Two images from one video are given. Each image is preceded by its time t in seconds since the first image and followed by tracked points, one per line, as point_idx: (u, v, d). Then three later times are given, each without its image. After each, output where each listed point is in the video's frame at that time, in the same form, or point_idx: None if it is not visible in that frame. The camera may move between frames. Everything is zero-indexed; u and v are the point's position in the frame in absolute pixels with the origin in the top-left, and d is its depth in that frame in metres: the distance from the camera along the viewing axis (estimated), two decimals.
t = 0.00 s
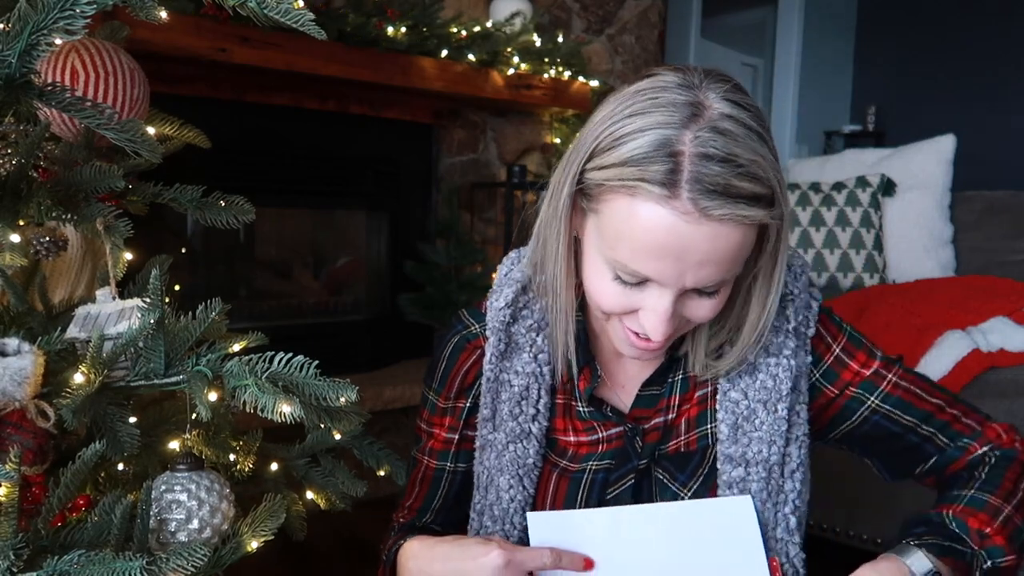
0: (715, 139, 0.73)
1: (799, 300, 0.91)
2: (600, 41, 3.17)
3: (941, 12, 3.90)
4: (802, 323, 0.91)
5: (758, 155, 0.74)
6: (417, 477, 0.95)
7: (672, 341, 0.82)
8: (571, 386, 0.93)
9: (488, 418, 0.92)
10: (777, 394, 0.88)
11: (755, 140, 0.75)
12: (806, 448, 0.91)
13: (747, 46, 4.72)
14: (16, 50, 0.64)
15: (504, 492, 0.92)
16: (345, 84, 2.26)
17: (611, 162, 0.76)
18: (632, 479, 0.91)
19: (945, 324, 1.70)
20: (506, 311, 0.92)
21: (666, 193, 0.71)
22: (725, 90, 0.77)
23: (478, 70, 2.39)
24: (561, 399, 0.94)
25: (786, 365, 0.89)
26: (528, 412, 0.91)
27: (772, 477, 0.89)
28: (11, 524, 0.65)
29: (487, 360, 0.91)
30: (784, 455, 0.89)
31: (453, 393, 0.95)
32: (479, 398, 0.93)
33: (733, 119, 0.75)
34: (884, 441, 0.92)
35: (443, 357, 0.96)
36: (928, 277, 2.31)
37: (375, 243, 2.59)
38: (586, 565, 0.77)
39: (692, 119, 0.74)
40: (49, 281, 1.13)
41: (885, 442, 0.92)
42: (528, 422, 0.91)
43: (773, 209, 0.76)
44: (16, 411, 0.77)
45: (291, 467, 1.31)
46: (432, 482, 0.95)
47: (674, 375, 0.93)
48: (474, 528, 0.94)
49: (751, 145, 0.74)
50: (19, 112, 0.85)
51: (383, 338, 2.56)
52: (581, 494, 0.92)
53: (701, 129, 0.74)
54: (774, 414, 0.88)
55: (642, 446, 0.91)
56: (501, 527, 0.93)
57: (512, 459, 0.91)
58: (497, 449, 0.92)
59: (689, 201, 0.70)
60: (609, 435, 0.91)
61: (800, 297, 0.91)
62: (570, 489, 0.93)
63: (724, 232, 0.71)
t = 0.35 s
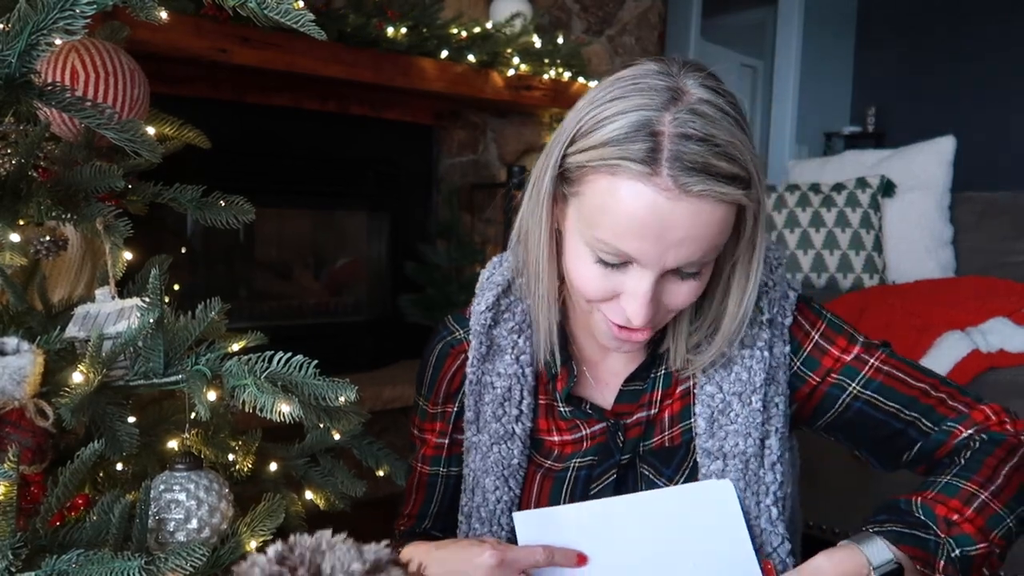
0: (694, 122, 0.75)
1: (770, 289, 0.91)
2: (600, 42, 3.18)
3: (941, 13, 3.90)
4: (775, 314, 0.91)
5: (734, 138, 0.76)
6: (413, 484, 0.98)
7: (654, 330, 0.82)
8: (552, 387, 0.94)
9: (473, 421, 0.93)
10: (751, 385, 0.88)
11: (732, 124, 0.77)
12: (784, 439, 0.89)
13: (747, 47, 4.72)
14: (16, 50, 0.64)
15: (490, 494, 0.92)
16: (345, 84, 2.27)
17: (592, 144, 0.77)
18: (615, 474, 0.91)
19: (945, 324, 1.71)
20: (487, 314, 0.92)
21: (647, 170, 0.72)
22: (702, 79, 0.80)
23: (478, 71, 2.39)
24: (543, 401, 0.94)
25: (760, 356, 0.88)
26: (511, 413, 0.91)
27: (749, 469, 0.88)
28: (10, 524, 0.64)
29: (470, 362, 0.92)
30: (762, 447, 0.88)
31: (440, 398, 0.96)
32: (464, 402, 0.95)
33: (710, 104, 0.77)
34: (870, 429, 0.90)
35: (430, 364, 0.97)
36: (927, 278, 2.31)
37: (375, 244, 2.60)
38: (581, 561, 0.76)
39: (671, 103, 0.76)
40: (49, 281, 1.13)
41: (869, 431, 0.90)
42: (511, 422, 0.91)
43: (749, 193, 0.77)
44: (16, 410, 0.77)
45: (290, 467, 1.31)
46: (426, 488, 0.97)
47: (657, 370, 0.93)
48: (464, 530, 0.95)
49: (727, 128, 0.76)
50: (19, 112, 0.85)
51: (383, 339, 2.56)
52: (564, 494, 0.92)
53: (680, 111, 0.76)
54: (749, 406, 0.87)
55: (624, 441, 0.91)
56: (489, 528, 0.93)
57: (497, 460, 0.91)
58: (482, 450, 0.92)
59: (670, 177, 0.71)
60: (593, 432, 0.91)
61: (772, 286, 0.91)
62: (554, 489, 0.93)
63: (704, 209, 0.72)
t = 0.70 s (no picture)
0: (642, 60, 0.80)
1: (794, 308, 0.89)
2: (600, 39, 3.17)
3: (941, 10, 3.89)
4: (797, 330, 0.89)
5: (685, 70, 0.79)
6: (418, 480, 0.98)
7: (649, 289, 0.80)
8: (561, 387, 0.93)
9: (481, 419, 0.92)
10: (770, 399, 0.86)
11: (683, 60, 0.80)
12: (797, 455, 0.88)
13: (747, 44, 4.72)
14: (13, 46, 0.64)
15: (496, 493, 0.91)
16: (345, 82, 2.27)
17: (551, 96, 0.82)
18: (624, 479, 0.89)
19: (947, 321, 1.71)
20: (497, 313, 0.94)
21: (597, 99, 0.76)
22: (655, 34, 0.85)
23: (478, 68, 2.39)
24: (551, 401, 0.93)
25: (782, 371, 0.86)
26: (519, 412, 0.90)
27: (764, 483, 0.87)
28: (10, 524, 0.64)
29: (478, 361, 0.92)
30: (777, 461, 0.87)
31: (448, 395, 0.96)
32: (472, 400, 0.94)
33: (660, 46, 0.81)
34: (873, 458, 0.89)
35: (438, 362, 0.97)
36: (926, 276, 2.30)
37: (375, 242, 2.59)
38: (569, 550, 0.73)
39: (621, 50, 0.82)
40: (48, 279, 1.13)
41: (874, 461, 0.90)
42: (520, 422, 0.91)
43: (713, 122, 0.79)
44: (15, 410, 0.77)
45: (290, 465, 1.31)
46: (431, 486, 0.97)
47: (667, 373, 0.91)
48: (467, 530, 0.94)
49: (676, 61, 0.80)
50: (20, 110, 0.84)
51: (383, 337, 2.56)
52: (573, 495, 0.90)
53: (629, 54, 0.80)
54: (767, 419, 0.86)
55: (633, 446, 0.89)
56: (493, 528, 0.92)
57: (504, 459, 0.91)
58: (489, 449, 0.92)
59: (617, 101, 0.75)
60: (602, 434, 0.90)
61: (796, 303, 0.90)
62: (561, 490, 0.91)
63: (655, 127, 0.74)
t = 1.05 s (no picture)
0: (613, 65, 0.79)
1: (810, 315, 0.88)
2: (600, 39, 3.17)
3: (941, 9, 3.89)
4: (813, 339, 0.88)
5: (657, 69, 0.78)
6: (429, 475, 0.98)
7: (648, 289, 0.80)
8: (571, 386, 0.93)
9: (490, 415, 0.93)
10: (782, 406, 0.85)
11: (656, 58, 0.79)
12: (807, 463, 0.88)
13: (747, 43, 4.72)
14: (13, 46, 0.64)
15: (504, 488, 0.91)
16: (345, 82, 2.27)
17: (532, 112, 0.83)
18: (630, 479, 0.88)
19: (947, 321, 1.70)
20: (509, 311, 0.95)
21: (571, 113, 0.76)
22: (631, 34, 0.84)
23: (478, 68, 2.39)
24: (562, 399, 0.93)
25: (794, 379, 0.85)
26: (528, 409, 0.90)
27: (771, 487, 0.87)
28: (10, 524, 0.64)
29: (489, 358, 0.93)
30: (784, 466, 0.87)
31: (459, 392, 0.96)
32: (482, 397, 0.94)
33: (634, 46, 0.80)
34: (872, 474, 0.89)
35: (450, 358, 0.98)
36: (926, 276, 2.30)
37: (375, 241, 2.59)
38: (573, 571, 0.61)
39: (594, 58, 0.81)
40: (48, 279, 1.13)
41: (872, 475, 0.89)
42: (529, 419, 0.91)
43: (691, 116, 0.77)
44: (15, 410, 0.77)
45: (291, 466, 1.31)
46: (442, 482, 0.97)
47: (676, 375, 0.90)
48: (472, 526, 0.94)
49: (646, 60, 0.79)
50: (20, 110, 0.84)
51: (383, 337, 2.56)
52: (580, 495, 0.90)
53: (601, 61, 0.80)
54: (777, 425, 0.86)
55: (642, 446, 0.89)
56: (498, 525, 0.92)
57: (512, 456, 0.91)
58: (498, 445, 0.92)
59: (589, 113, 0.75)
60: (610, 433, 0.90)
61: (812, 311, 0.88)
62: (569, 489, 0.90)
63: (629, 133, 0.74)
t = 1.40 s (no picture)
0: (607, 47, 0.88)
1: (815, 322, 0.87)
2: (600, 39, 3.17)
3: (941, 10, 3.89)
4: (818, 346, 0.87)
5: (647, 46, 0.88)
6: (423, 487, 0.97)
7: (660, 251, 0.81)
8: (572, 393, 0.93)
9: (490, 426, 0.92)
10: (786, 415, 0.85)
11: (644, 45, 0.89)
12: (810, 472, 0.88)
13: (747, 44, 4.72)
14: (13, 47, 0.64)
15: (507, 500, 0.91)
16: (345, 82, 2.27)
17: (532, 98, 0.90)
18: (633, 489, 0.89)
19: (947, 321, 1.70)
20: (507, 318, 0.94)
21: (574, 74, 0.84)
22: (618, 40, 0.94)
23: (478, 68, 2.39)
24: (562, 407, 0.93)
25: (799, 388, 0.85)
26: (530, 419, 0.90)
27: (774, 498, 0.86)
28: (10, 524, 0.64)
29: (487, 367, 0.92)
30: (788, 476, 0.87)
31: (457, 402, 0.96)
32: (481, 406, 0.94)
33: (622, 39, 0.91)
34: (865, 498, 0.89)
35: (445, 369, 0.97)
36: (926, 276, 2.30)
37: (375, 241, 2.59)
38: None
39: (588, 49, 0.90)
40: (49, 280, 1.13)
41: (864, 499, 0.89)
42: (530, 429, 0.91)
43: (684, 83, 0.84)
44: (15, 409, 0.77)
45: (291, 466, 1.31)
46: (438, 493, 0.96)
47: (677, 383, 0.90)
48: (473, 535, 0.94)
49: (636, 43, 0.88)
50: (20, 110, 0.84)
51: (383, 337, 2.56)
52: (581, 507, 0.91)
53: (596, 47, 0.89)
54: (782, 435, 0.85)
55: (644, 456, 0.89)
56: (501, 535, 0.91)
57: (514, 467, 0.91)
58: (499, 456, 0.91)
59: (591, 70, 0.83)
60: (612, 442, 0.90)
61: (819, 318, 0.87)
62: (572, 498, 0.91)
63: (630, 84, 0.81)
